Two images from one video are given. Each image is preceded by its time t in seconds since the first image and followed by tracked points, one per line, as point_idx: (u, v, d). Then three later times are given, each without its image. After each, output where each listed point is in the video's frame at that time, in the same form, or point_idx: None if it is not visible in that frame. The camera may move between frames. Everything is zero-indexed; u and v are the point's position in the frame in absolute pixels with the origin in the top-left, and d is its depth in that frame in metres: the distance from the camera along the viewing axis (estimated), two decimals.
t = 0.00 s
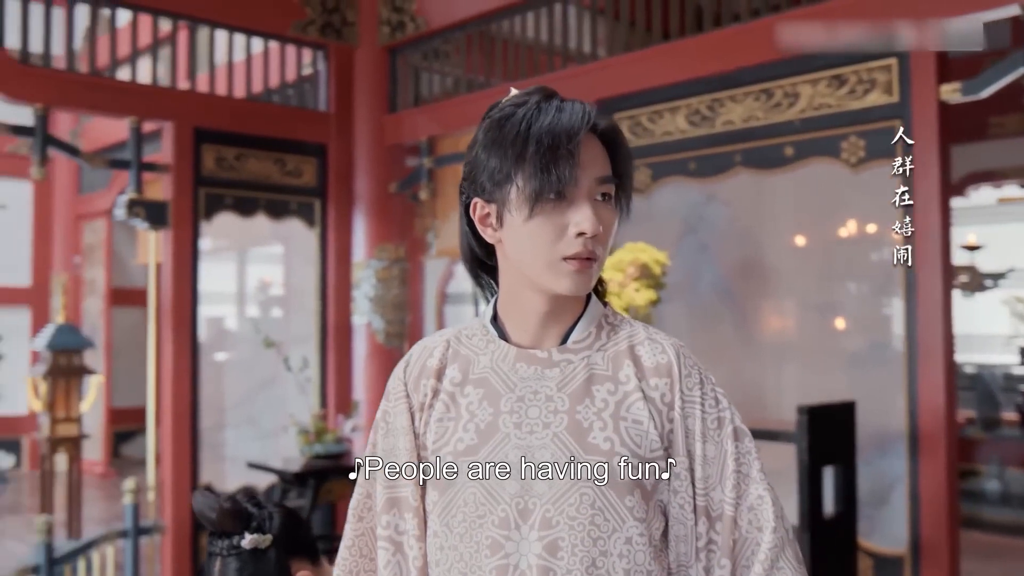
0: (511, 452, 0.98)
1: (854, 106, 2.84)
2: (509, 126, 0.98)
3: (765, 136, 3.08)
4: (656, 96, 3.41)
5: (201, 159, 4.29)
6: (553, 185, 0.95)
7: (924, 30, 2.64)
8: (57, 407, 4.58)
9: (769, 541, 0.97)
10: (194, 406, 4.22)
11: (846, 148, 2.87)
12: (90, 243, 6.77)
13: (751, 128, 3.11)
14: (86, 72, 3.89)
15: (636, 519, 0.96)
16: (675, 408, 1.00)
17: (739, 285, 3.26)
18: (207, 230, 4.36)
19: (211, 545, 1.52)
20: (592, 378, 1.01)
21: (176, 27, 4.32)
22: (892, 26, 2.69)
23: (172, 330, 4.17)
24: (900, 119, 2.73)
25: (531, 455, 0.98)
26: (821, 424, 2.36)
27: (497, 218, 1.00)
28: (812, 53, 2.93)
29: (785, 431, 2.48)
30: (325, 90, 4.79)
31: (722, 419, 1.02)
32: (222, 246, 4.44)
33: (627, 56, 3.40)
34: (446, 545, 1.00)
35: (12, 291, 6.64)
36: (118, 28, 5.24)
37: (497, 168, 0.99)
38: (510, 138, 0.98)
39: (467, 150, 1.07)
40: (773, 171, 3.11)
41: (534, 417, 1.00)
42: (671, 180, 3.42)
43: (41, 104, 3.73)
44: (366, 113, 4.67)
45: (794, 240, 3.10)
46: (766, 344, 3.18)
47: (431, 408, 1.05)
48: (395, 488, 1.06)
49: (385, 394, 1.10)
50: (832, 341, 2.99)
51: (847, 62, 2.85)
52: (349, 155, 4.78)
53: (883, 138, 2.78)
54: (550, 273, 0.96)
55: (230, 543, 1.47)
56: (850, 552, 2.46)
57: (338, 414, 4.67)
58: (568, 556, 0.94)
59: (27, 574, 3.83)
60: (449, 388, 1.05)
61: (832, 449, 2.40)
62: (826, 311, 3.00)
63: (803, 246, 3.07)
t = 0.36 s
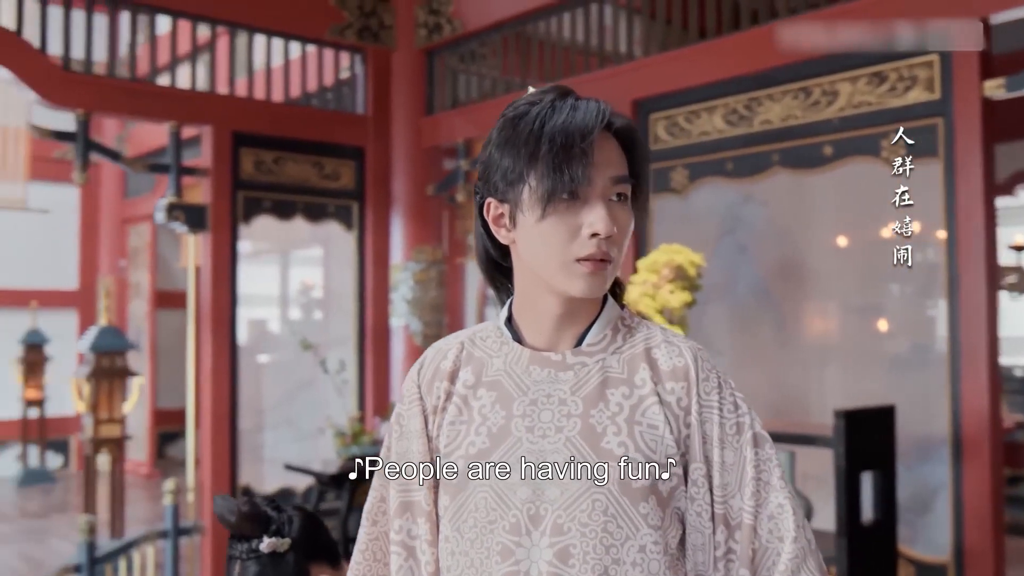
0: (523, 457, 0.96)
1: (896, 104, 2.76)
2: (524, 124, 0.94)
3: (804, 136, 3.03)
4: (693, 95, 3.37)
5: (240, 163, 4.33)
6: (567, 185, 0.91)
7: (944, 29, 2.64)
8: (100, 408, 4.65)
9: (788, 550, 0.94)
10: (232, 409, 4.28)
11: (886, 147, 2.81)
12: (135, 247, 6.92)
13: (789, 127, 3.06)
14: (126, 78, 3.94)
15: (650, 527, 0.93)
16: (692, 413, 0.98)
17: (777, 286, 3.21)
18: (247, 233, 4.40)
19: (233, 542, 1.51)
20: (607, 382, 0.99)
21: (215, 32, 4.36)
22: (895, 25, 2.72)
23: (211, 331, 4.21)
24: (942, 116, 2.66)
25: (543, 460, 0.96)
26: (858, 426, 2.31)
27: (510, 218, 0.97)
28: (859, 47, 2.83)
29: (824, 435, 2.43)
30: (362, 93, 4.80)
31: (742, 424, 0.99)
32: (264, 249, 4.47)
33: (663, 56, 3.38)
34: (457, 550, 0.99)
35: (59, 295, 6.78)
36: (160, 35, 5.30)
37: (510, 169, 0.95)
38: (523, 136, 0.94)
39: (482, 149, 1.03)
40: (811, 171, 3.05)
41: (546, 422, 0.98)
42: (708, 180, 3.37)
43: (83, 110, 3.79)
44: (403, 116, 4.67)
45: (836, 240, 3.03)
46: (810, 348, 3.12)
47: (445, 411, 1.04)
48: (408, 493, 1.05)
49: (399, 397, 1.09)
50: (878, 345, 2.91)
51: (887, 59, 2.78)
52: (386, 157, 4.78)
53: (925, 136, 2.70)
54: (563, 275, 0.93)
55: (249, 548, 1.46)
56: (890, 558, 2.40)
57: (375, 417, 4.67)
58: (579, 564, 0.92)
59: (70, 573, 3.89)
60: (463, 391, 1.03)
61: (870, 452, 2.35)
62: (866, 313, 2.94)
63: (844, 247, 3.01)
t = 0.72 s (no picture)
0: (530, 459, 0.94)
1: (928, 99, 2.70)
2: (530, 119, 0.92)
3: (835, 133, 2.96)
4: (722, 94, 3.33)
5: (269, 164, 4.35)
6: (574, 180, 0.88)
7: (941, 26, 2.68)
8: (132, 409, 4.66)
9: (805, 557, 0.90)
10: (261, 407, 4.31)
11: (920, 143, 2.73)
12: (168, 249, 6.93)
13: (819, 125, 3.00)
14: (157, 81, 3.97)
15: (661, 531, 0.91)
16: (705, 414, 0.95)
17: (808, 286, 3.15)
18: (277, 235, 4.41)
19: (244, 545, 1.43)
20: (617, 381, 0.96)
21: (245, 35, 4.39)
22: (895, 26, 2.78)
23: (240, 332, 4.25)
24: (977, 111, 2.59)
25: (551, 461, 0.94)
26: (889, 428, 2.25)
27: (518, 215, 0.94)
28: (884, 44, 2.81)
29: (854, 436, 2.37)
30: (392, 94, 4.79)
31: (758, 426, 0.95)
32: (296, 250, 4.47)
33: (692, 54, 3.34)
34: (464, 552, 0.97)
35: (93, 297, 6.98)
36: (191, 39, 5.35)
37: (516, 164, 0.92)
38: (530, 131, 0.91)
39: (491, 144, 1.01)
40: (842, 168, 2.98)
41: (555, 422, 0.95)
42: (738, 179, 3.32)
43: (114, 113, 3.82)
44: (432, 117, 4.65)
45: (872, 240, 2.95)
46: (845, 349, 3.04)
47: (453, 411, 1.02)
48: (416, 494, 1.03)
49: (409, 397, 1.07)
50: (915, 344, 2.81)
51: (920, 54, 2.72)
52: (415, 158, 4.78)
53: (959, 132, 2.64)
54: (571, 273, 0.90)
55: (263, 548, 1.38)
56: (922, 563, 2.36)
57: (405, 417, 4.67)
58: (587, 569, 0.90)
59: (103, 571, 3.92)
60: (471, 391, 1.01)
61: (901, 455, 2.29)
62: (904, 312, 2.84)
63: (880, 246, 2.93)
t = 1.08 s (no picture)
0: (533, 459, 0.91)
1: (968, 93, 2.63)
2: (532, 110, 0.89)
3: (873, 128, 2.88)
4: (756, 90, 3.27)
5: (302, 165, 4.36)
6: (575, 172, 0.85)
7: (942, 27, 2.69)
8: (168, 409, 4.68)
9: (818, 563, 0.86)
10: (295, 407, 4.32)
11: (959, 138, 2.66)
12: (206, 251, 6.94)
13: (855, 120, 2.93)
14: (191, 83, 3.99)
15: (666, 535, 0.87)
16: (715, 414, 0.91)
17: (845, 286, 3.04)
18: (311, 236, 4.43)
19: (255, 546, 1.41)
20: (624, 379, 0.93)
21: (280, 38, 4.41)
22: (897, 26, 2.78)
23: (274, 332, 4.27)
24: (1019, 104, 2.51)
25: (554, 462, 0.91)
26: (924, 430, 2.18)
27: (520, 209, 0.91)
28: (910, 38, 2.76)
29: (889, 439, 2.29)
30: (425, 95, 4.77)
31: (771, 427, 0.92)
32: (333, 251, 4.51)
33: (725, 50, 3.29)
34: (467, 554, 0.94)
35: (134, 298, 7.09)
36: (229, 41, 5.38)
37: (518, 156, 0.89)
38: (531, 122, 0.88)
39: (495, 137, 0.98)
40: (879, 165, 2.90)
41: (559, 422, 0.92)
42: (772, 176, 3.24)
43: (148, 115, 3.85)
44: (464, 117, 4.63)
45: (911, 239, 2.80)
46: (885, 350, 2.92)
47: (457, 410, 0.99)
48: (420, 495, 1.01)
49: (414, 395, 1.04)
50: (956, 346, 2.71)
51: (960, 47, 2.65)
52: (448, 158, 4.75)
53: (1000, 127, 2.56)
54: (574, 268, 0.87)
55: (272, 551, 1.37)
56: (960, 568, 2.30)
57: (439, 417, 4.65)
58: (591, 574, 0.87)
59: (138, 570, 3.95)
60: (475, 390, 0.98)
61: (937, 458, 2.23)
62: (945, 314, 2.73)
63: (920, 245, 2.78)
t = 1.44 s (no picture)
0: (530, 461, 0.89)
1: (995, 88, 2.57)
2: (525, 104, 0.86)
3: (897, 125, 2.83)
4: (779, 87, 3.22)
5: (323, 166, 4.35)
6: (570, 167, 0.83)
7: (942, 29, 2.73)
8: (191, 409, 4.70)
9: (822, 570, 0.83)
10: (317, 407, 4.33)
11: (986, 134, 2.60)
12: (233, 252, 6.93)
13: (880, 117, 2.87)
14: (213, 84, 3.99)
15: (665, 540, 0.85)
16: (718, 416, 0.88)
17: (870, 284, 2.96)
18: (333, 236, 4.42)
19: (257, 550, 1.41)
20: (624, 380, 0.90)
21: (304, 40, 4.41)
22: (894, 27, 2.83)
23: (296, 333, 4.27)
24: None
25: (551, 464, 0.89)
26: (949, 432, 2.13)
27: (516, 206, 0.89)
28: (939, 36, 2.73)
29: (913, 442, 2.24)
30: (447, 95, 4.75)
31: (775, 428, 0.89)
32: (357, 252, 4.50)
33: (748, 47, 3.25)
34: (463, 559, 0.92)
35: (161, 298, 7.12)
36: (255, 42, 5.38)
37: (513, 151, 0.87)
38: (525, 116, 0.86)
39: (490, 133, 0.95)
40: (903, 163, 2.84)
41: (557, 424, 0.90)
42: (795, 174, 3.19)
43: (170, 116, 3.87)
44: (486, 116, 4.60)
45: (938, 238, 2.73)
46: (911, 349, 2.83)
47: (454, 410, 0.97)
48: (418, 497, 0.99)
49: (412, 396, 1.02)
50: (983, 346, 2.63)
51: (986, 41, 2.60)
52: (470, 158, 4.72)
53: None
54: (571, 266, 0.84)
55: (275, 553, 1.37)
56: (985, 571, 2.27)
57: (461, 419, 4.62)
58: None
59: (159, 569, 3.97)
60: (472, 390, 0.96)
61: (962, 460, 2.18)
62: (975, 314, 2.65)
63: (948, 244, 2.71)
